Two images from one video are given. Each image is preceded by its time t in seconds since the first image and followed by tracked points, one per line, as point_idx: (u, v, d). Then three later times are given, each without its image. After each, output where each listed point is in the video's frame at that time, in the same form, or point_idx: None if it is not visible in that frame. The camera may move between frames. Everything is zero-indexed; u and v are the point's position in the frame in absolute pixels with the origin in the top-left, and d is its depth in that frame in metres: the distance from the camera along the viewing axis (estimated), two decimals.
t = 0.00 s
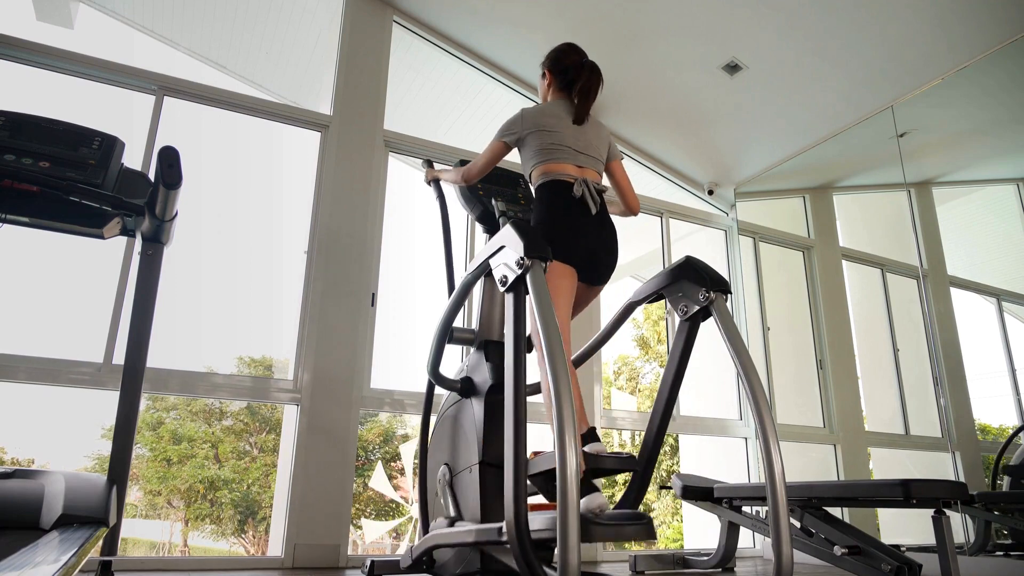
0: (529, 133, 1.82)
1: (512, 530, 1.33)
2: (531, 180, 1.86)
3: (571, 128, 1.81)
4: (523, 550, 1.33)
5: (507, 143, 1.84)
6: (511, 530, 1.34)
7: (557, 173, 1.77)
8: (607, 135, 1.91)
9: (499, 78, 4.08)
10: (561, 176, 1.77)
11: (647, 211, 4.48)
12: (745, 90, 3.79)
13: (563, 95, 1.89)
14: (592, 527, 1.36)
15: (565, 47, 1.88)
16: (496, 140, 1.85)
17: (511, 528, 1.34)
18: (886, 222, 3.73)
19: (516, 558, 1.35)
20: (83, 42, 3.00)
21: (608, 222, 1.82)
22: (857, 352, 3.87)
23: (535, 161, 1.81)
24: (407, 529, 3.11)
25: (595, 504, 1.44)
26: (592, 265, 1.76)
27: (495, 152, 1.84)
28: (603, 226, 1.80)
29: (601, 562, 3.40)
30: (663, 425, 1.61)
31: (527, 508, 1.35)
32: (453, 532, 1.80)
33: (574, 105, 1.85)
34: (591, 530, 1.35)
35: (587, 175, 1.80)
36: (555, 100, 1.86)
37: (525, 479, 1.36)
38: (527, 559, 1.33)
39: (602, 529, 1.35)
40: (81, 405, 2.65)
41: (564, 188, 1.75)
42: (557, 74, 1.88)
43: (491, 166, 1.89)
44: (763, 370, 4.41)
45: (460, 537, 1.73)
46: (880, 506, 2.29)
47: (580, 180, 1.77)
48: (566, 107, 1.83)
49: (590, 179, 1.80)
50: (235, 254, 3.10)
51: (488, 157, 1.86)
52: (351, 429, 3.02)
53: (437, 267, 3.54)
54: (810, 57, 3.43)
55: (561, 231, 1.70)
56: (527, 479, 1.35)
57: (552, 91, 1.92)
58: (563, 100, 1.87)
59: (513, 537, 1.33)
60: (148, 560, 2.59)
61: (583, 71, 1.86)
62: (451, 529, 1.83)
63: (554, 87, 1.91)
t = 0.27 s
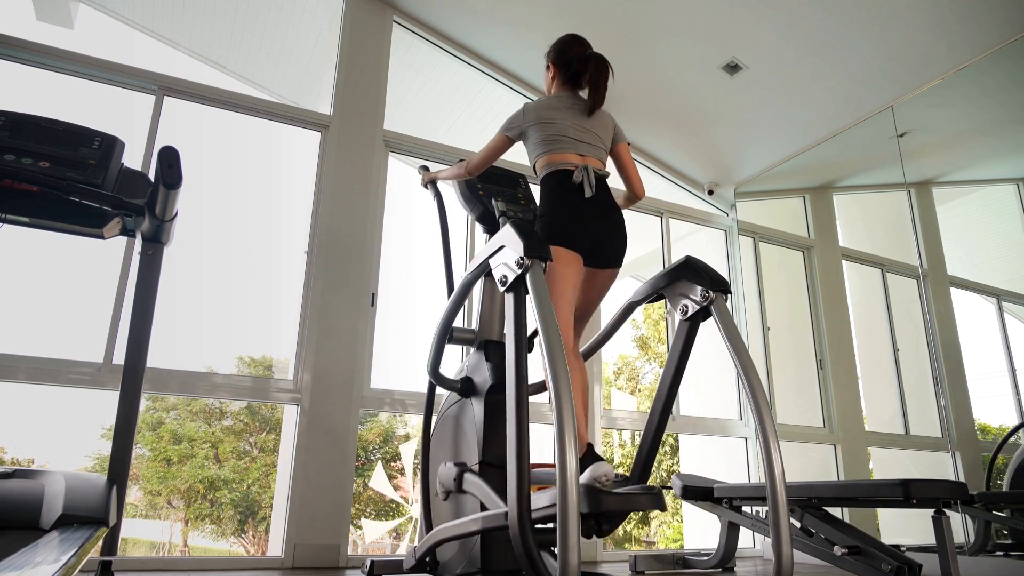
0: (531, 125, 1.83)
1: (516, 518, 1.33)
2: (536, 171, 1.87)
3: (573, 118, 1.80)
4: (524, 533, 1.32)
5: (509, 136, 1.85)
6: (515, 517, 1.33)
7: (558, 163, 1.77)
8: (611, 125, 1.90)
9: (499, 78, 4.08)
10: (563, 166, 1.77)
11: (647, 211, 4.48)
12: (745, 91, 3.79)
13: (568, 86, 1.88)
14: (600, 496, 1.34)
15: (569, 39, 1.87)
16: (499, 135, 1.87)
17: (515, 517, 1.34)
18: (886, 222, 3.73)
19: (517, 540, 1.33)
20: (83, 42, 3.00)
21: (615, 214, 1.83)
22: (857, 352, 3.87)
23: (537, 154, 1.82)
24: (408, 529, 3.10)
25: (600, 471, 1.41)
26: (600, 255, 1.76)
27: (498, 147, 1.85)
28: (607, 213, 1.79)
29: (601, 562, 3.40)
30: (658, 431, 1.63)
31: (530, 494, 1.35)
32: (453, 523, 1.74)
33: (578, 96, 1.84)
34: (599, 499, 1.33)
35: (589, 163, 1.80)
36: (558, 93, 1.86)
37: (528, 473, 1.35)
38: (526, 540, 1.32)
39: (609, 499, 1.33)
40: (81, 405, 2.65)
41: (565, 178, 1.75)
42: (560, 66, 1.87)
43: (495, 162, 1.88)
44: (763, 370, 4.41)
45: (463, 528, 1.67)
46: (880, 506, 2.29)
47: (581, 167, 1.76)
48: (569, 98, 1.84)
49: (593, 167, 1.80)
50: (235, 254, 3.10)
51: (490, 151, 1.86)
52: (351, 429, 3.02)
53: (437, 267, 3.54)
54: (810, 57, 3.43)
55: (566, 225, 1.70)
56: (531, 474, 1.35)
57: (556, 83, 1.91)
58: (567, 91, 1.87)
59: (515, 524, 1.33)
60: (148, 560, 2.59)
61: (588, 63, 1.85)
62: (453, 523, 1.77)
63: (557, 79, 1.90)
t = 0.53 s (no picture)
0: (539, 131, 1.81)
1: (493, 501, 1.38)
2: (544, 178, 1.85)
3: (581, 125, 1.81)
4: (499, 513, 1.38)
5: (519, 142, 1.81)
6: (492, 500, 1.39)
7: (569, 169, 1.76)
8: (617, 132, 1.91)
9: (499, 78, 4.08)
10: (573, 172, 1.76)
11: (647, 211, 4.48)
12: (745, 91, 3.79)
13: (572, 94, 1.87)
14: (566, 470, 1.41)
15: (571, 46, 1.85)
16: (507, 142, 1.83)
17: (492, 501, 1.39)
18: (886, 222, 3.73)
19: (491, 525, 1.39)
20: (83, 42, 3.00)
21: (622, 217, 1.81)
22: (857, 352, 3.87)
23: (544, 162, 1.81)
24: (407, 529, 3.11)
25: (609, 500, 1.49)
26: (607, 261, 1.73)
27: (510, 156, 1.81)
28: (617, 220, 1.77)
29: (601, 562, 3.40)
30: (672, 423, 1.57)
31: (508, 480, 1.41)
32: (439, 509, 1.84)
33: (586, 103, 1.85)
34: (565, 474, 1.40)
35: (598, 170, 1.79)
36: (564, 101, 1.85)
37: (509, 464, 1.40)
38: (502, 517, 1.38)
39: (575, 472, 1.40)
40: (81, 405, 2.65)
41: (574, 184, 1.74)
42: (564, 73, 1.86)
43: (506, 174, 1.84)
44: (763, 370, 4.41)
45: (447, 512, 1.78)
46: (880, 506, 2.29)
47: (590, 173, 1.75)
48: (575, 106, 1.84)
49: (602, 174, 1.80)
50: (235, 254, 3.10)
51: (501, 161, 1.82)
52: (351, 429, 3.02)
53: (437, 267, 3.53)
54: (810, 57, 3.43)
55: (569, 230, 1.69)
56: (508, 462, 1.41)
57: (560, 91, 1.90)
58: (572, 98, 1.86)
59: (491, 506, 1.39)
60: (148, 560, 2.59)
61: (592, 69, 1.84)
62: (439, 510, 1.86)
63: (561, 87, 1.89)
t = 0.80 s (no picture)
0: (546, 145, 1.79)
1: (471, 485, 1.50)
2: (549, 193, 1.83)
3: (587, 141, 1.80)
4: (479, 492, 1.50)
5: (530, 155, 1.76)
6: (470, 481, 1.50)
7: (575, 185, 1.74)
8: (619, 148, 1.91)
9: (499, 78, 4.08)
10: (579, 188, 1.74)
11: (647, 211, 4.48)
12: (745, 91, 3.79)
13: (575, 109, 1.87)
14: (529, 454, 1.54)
15: (572, 62, 1.87)
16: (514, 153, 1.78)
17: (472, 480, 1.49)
18: (886, 222, 3.73)
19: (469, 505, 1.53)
20: (83, 41, 3.00)
21: (624, 228, 1.78)
22: (857, 352, 3.87)
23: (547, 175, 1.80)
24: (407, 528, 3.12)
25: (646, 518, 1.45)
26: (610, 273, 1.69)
27: (523, 166, 1.76)
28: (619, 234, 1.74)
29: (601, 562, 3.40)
30: (693, 421, 1.58)
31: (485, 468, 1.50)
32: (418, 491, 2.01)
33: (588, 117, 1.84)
34: (528, 456, 1.53)
35: (604, 185, 1.77)
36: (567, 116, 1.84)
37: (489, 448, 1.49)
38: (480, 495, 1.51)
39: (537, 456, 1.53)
40: (82, 405, 2.65)
41: (580, 200, 1.72)
42: (567, 89, 1.86)
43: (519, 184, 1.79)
44: (763, 370, 4.41)
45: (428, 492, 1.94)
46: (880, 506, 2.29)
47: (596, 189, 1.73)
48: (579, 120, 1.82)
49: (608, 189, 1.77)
50: (235, 253, 3.10)
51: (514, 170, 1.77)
52: (351, 429, 3.02)
53: (437, 266, 3.54)
54: (810, 57, 3.43)
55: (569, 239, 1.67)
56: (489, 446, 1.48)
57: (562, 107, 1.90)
58: (574, 114, 1.85)
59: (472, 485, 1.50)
60: (148, 560, 2.59)
61: (593, 86, 1.85)
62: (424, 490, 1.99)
63: (563, 102, 1.89)
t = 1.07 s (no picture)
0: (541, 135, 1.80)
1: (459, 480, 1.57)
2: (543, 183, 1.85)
3: (582, 132, 1.81)
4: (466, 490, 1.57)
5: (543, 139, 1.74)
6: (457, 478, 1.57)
7: (567, 176, 1.76)
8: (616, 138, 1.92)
9: (499, 78, 4.08)
10: (571, 178, 1.76)
11: (647, 211, 4.48)
12: (745, 91, 3.79)
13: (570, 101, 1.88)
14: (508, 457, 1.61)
15: (568, 54, 1.87)
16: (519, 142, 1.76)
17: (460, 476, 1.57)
18: (886, 222, 3.73)
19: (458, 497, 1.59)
20: (83, 41, 3.00)
21: (618, 217, 1.77)
22: (857, 352, 3.87)
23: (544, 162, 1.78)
24: (407, 528, 3.12)
25: (684, 495, 1.38)
26: (602, 263, 1.68)
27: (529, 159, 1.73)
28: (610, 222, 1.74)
29: (601, 562, 3.40)
30: (709, 413, 1.52)
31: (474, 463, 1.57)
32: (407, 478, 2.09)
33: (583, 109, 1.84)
34: (507, 459, 1.60)
35: (598, 176, 1.78)
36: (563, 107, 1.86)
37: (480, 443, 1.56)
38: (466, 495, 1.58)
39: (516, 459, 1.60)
40: (82, 405, 2.65)
41: (572, 190, 1.73)
42: (562, 80, 1.88)
43: (531, 182, 1.75)
44: (763, 370, 4.41)
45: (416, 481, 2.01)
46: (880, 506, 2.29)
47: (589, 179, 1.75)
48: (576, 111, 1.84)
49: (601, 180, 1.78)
50: (235, 253, 3.10)
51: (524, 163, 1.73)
52: (351, 429, 3.02)
53: (437, 266, 3.54)
54: (810, 57, 3.43)
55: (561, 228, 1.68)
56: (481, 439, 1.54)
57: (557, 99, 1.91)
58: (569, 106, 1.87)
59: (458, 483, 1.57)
60: (148, 560, 2.59)
61: (588, 76, 1.85)
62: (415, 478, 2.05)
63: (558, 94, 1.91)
